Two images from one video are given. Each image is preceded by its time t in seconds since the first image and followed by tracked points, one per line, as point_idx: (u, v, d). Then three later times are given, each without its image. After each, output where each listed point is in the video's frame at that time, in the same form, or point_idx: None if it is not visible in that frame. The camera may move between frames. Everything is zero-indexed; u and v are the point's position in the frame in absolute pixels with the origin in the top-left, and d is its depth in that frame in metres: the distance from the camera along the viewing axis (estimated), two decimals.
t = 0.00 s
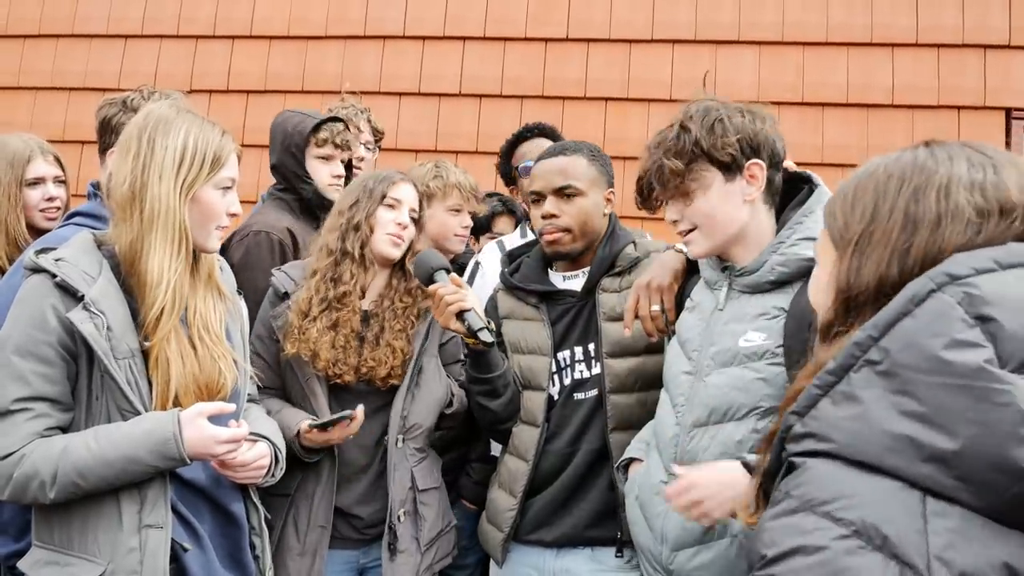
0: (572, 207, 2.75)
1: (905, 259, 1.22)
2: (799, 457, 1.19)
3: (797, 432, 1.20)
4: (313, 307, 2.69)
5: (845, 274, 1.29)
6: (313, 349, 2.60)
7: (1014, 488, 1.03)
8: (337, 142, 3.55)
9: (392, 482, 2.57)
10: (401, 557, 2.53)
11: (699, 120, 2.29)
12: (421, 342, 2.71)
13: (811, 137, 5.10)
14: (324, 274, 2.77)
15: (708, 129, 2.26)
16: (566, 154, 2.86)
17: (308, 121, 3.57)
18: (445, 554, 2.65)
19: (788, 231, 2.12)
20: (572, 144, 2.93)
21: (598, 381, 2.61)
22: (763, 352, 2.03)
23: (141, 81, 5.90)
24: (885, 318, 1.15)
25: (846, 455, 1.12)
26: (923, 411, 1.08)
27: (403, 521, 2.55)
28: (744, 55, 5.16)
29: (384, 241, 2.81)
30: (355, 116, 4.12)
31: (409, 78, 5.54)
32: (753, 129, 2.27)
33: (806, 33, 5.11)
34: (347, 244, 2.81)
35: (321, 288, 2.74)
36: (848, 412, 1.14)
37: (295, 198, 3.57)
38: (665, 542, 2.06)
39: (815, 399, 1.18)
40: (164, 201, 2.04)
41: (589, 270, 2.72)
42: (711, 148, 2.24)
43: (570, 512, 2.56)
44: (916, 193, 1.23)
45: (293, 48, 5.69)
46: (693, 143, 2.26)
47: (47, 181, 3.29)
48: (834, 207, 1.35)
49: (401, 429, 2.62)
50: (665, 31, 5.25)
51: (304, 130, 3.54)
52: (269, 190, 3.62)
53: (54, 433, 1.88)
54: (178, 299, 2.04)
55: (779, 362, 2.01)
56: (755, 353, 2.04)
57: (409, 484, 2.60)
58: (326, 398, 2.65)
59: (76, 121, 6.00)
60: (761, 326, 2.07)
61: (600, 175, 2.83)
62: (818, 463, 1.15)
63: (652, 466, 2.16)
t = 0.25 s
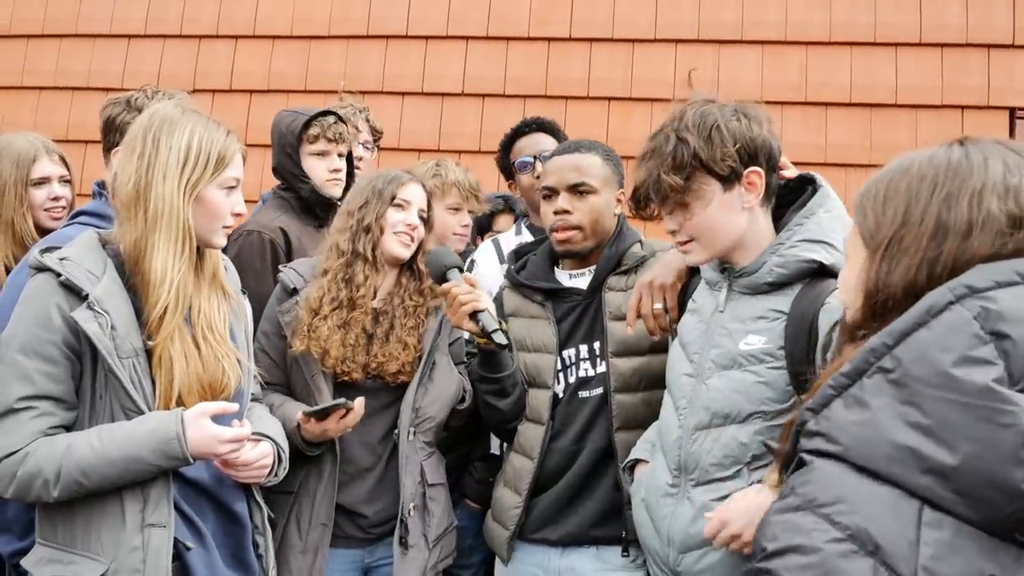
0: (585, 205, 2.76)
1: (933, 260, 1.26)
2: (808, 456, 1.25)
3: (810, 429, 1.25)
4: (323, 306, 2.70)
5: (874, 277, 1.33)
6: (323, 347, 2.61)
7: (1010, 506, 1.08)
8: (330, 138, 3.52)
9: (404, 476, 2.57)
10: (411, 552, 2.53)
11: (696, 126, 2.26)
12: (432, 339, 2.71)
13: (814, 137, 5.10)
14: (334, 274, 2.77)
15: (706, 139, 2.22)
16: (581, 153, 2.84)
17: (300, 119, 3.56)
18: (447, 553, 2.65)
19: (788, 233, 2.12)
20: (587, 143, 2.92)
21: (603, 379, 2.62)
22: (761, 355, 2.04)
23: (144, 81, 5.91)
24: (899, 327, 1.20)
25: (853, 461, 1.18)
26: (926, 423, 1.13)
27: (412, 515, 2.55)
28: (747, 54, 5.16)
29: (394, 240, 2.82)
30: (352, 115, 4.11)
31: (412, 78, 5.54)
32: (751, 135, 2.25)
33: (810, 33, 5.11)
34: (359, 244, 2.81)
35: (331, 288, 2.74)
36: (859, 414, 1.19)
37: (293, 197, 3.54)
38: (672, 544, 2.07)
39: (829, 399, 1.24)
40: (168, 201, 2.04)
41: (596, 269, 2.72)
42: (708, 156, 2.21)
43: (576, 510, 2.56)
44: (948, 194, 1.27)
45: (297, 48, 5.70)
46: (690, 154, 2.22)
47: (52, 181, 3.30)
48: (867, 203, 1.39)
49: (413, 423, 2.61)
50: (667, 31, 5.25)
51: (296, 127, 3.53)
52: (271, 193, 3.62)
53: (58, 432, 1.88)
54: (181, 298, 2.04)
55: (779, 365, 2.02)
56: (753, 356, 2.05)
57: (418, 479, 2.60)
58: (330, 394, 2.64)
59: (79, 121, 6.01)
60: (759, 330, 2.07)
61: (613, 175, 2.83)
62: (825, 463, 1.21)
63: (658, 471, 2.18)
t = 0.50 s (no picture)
0: (582, 205, 2.76)
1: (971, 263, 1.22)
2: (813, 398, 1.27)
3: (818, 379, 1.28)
4: (326, 309, 2.70)
5: (909, 274, 1.29)
6: (325, 350, 2.61)
7: (952, 500, 1.10)
8: (328, 138, 3.47)
9: (393, 489, 2.58)
10: (404, 564, 2.53)
11: (691, 131, 2.14)
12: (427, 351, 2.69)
13: (818, 137, 5.10)
14: (338, 278, 2.78)
15: (701, 144, 2.12)
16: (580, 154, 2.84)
17: (299, 118, 3.51)
18: (451, 563, 2.67)
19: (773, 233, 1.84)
20: (586, 143, 2.92)
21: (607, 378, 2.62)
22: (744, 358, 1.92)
23: (149, 81, 5.92)
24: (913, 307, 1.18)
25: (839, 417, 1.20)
26: (902, 405, 1.14)
27: (405, 528, 2.56)
28: (751, 54, 5.15)
29: (398, 241, 2.83)
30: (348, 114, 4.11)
31: (416, 78, 5.55)
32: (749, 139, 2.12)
33: (814, 33, 5.10)
34: (362, 248, 2.82)
35: (334, 290, 2.75)
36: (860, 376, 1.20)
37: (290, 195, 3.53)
38: (664, 543, 1.95)
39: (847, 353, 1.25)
40: (174, 201, 2.05)
41: (603, 268, 2.74)
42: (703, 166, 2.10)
43: (579, 510, 2.56)
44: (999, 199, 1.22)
45: (301, 48, 5.71)
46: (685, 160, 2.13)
47: (62, 181, 3.31)
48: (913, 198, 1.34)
49: (401, 438, 2.61)
50: (671, 31, 5.25)
51: (295, 127, 3.49)
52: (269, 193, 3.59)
53: (63, 431, 1.89)
54: (187, 298, 2.05)
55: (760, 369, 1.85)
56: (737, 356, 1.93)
57: (410, 492, 2.60)
58: (332, 399, 2.66)
59: (84, 121, 6.03)
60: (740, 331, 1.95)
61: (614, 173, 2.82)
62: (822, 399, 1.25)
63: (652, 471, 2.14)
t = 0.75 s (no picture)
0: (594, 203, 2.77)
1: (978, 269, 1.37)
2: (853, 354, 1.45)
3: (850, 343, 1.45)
4: (328, 311, 2.70)
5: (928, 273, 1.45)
6: (328, 351, 2.61)
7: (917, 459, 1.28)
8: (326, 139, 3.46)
9: (400, 490, 2.59)
10: (415, 565, 2.55)
11: (660, 131, 2.19)
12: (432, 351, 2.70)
13: (822, 139, 5.09)
14: (340, 279, 2.78)
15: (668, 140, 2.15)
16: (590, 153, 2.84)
17: (297, 118, 3.50)
18: (457, 563, 2.67)
19: (772, 233, 2.04)
20: (594, 142, 2.92)
21: (611, 378, 2.62)
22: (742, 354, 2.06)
23: (153, 80, 5.93)
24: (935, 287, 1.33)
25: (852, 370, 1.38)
26: (898, 366, 1.32)
27: (413, 530, 2.57)
28: (755, 55, 5.15)
29: (401, 240, 2.82)
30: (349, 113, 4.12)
31: (419, 78, 5.55)
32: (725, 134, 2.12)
33: (818, 34, 5.10)
34: (364, 248, 2.82)
35: (337, 291, 2.76)
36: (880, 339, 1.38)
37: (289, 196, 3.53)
38: (659, 542, 2.07)
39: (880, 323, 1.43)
40: (181, 200, 2.06)
41: (608, 268, 2.73)
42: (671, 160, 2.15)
43: (580, 512, 2.57)
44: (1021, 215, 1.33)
45: (305, 47, 5.71)
46: (655, 156, 2.17)
47: (74, 182, 3.31)
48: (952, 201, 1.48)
49: (407, 440, 2.62)
50: (675, 32, 5.25)
51: (292, 127, 3.48)
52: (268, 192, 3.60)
53: (69, 429, 1.89)
54: (194, 296, 2.05)
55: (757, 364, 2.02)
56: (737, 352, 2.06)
57: (417, 494, 2.61)
58: (336, 400, 2.66)
59: (88, 120, 6.04)
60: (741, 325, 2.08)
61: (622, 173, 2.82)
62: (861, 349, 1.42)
63: (646, 470, 2.17)
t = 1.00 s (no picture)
0: (577, 203, 2.77)
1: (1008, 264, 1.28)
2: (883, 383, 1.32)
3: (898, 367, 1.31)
4: (331, 312, 2.70)
5: (964, 277, 1.34)
6: (331, 353, 2.61)
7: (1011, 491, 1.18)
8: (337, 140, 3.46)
9: (405, 489, 2.59)
10: (419, 563, 2.55)
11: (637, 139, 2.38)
12: (437, 350, 2.69)
13: (826, 138, 5.09)
14: (342, 279, 2.78)
15: (645, 144, 2.34)
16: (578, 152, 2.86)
17: (308, 120, 3.51)
18: (462, 561, 2.67)
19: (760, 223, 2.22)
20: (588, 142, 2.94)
21: (616, 379, 2.62)
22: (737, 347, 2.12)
23: (157, 79, 5.93)
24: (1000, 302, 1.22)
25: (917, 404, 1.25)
26: (989, 396, 1.20)
27: (419, 528, 2.57)
28: (760, 55, 5.15)
29: (403, 239, 2.82)
30: (356, 112, 4.13)
31: (423, 77, 5.55)
32: (700, 139, 2.31)
33: (823, 34, 5.09)
34: (366, 248, 2.82)
35: (338, 292, 2.76)
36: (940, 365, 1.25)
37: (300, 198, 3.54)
38: (653, 537, 2.12)
39: (926, 345, 1.29)
40: (190, 199, 2.06)
41: (614, 268, 2.76)
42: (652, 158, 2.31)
43: (583, 512, 2.57)
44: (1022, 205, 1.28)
45: (309, 46, 5.72)
46: (631, 162, 2.37)
47: (78, 181, 3.30)
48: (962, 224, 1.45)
49: (413, 439, 2.62)
50: (679, 31, 5.24)
51: (304, 128, 3.48)
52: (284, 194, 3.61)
53: (79, 427, 1.89)
54: (204, 295, 2.06)
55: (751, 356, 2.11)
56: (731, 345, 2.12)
57: (423, 493, 2.61)
58: (341, 401, 2.66)
59: (92, 118, 6.05)
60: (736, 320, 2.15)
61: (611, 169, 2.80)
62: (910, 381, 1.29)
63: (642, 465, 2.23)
